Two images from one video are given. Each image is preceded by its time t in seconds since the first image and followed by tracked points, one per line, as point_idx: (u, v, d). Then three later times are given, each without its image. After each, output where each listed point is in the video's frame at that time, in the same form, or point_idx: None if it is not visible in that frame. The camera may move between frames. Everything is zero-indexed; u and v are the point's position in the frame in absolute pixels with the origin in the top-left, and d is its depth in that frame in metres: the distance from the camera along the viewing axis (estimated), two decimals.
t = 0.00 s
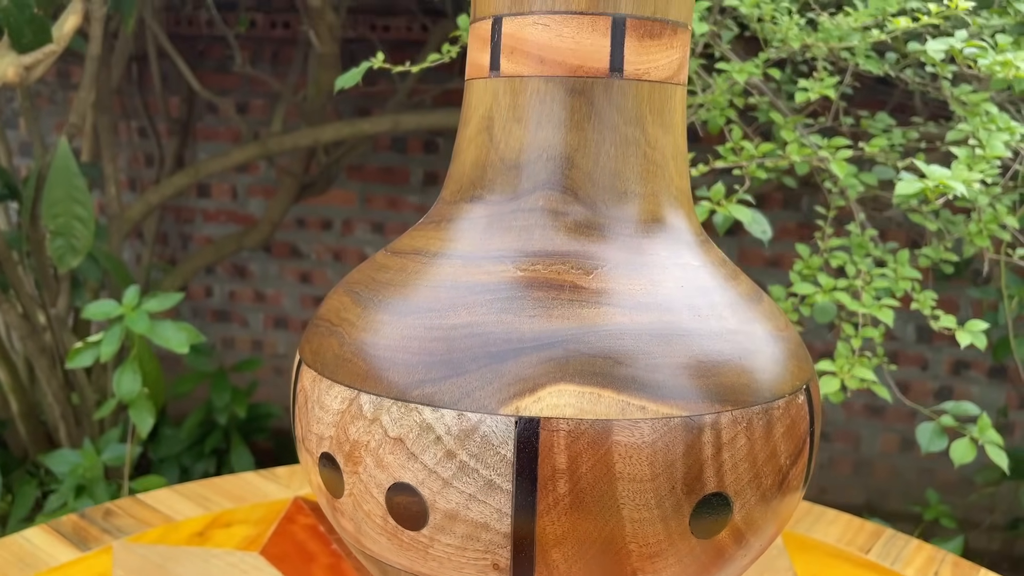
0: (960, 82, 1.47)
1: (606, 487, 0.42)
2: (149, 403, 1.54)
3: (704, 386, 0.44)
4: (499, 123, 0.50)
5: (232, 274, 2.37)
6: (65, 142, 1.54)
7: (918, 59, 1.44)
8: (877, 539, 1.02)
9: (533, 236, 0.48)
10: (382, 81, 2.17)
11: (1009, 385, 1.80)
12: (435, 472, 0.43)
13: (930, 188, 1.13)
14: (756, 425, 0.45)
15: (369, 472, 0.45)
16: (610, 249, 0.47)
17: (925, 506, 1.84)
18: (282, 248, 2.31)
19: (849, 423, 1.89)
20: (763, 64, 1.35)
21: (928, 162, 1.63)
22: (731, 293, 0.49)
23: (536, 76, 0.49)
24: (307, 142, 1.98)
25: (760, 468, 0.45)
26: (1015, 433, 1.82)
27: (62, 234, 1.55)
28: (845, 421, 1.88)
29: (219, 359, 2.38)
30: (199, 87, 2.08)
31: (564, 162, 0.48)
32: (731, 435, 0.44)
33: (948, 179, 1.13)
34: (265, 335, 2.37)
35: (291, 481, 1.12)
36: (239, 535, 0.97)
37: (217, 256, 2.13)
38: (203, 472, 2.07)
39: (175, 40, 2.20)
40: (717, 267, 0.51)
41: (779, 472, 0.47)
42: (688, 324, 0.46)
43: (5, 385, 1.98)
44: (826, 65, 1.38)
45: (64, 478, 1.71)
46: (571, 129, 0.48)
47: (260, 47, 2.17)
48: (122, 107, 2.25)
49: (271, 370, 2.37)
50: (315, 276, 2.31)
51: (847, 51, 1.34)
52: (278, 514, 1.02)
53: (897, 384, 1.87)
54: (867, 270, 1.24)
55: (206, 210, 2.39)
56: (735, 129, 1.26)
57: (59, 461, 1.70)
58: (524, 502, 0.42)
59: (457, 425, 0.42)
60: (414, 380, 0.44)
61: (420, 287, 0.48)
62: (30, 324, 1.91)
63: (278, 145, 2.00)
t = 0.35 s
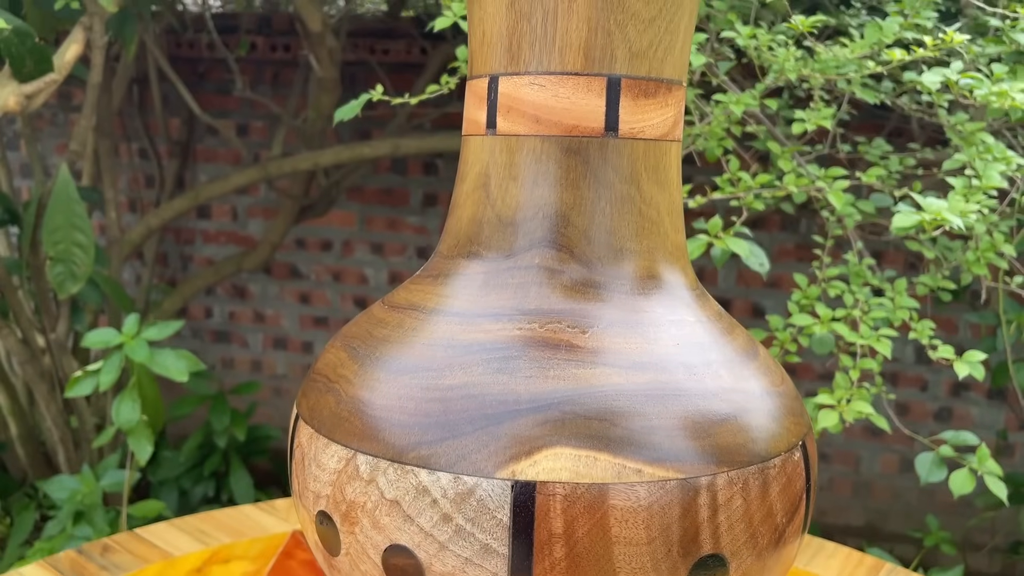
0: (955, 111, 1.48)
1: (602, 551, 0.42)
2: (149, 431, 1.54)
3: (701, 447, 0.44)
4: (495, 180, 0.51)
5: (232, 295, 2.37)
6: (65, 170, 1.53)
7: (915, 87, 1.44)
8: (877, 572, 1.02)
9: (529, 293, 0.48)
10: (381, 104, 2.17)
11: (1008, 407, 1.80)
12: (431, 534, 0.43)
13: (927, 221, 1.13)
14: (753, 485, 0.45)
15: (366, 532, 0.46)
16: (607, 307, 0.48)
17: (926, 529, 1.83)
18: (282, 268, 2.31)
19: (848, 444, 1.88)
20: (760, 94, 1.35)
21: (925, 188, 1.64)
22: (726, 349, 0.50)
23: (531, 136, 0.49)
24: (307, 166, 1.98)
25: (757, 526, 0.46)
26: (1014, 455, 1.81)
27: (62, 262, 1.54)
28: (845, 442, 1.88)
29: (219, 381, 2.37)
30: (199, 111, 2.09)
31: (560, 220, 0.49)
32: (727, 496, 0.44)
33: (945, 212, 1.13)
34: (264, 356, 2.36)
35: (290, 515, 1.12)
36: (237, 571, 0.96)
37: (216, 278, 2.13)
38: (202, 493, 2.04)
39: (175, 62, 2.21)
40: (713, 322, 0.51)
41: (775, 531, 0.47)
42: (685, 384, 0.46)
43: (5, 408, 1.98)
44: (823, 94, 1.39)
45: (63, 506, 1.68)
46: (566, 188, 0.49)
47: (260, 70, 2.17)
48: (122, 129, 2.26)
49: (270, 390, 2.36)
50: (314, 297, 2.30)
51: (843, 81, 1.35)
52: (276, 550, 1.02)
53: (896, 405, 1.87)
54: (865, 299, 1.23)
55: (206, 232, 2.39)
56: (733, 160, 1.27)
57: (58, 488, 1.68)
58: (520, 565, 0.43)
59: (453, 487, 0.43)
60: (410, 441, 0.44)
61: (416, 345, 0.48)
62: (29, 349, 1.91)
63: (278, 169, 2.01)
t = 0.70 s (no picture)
0: (954, 134, 1.48)
1: None
2: (149, 455, 1.53)
3: (702, 494, 0.44)
4: (495, 224, 0.51)
5: (233, 313, 2.36)
6: (67, 192, 1.53)
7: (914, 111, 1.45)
8: None
9: (529, 338, 0.48)
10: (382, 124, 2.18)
11: (1010, 426, 1.79)
12: None
13: (926, 247, 1.14)
14: (753, 530, 0.45)
15: None
16: (606, 352, 0.48)
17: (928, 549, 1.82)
18: (283, 286, 2.30)
19: (850, 463, 1.87)
20: (760, 118, 1.36)
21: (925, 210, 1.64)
22: (726, 391, 0.50)
23: (532, 181, 0.49)
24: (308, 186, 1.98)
25: (757, 573, 0.46)
26: (1016, 473, 1.81)
27: (63, 284, 1.54)
28: (847, 462, 1.87)
29: (219, 399, 2.36)
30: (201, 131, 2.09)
31: (560, 265, 0.49)
32: (728, 543, 0.44)
33: (945, 238, 1.14)
34: (265, 374, 2.36)
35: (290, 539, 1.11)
36: None
37: (217, 297, 2.13)
38: (202, 514, 2.03)
39: (177, 82, 2.22)
40: (713, 364, 0.51)
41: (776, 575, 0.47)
42: (685, 428, 0.46)
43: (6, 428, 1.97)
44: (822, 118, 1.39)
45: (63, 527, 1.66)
46: (566, 233, 0.49)
47: (262, 89, 2.18)
48: (124, 148, 2.27)
49: (271, 408, 2.36)
50: (315, 315, 2.30)
51: (843, 106, 1.35)
52: None
53: (898, 424, 1.86)
54: (866, 323, 1.23)
55: (207, 250, 2.39)
56: (733, 186, 1.27)
57: (58, 509, 1.67)
58: None
59: (453, 536, 0.43)
60: (411, 488, 0.44)
61: (417, 389, 0.48)
62: (30, 370, 1.91)
63: (279, 189, 2.01)
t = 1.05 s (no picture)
0: (954, 154, 1.49)
1: None
2: (150, 475, 1.53)
3: (701, 532, 0.44)
4: (495, 259, 0.51)
5: (234, 328, 2.36)
6: (70, 211, 1.53)
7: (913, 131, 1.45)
8: None
9: (529, 374, 0.48)
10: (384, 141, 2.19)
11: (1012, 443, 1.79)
12: None
13: (926, 269, 1.14)
14: (754, 568, 0.46)
15: None
16: (606, 389, 0.48)
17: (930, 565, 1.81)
18: (284, 302, 2.30)
19: (852, 480, 1.87)
20: (760, 139, 1.37)
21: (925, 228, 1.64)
22: (726, 427, 0.50)
23: (531, 217, 0.50)
24: (310, 203, 1.99)
25: None
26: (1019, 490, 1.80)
27: (65, 303, 1.54)
28: (848, 478, 1.86)
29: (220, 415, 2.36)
30: (203, 148, 2.10)
31: (559, 301, 0.49)
32: None
33: (944, 260, 1.14)
34: (266, 389, 2.36)
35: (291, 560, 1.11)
36: None
37: (219, 313, 2.12)
38: (203, 531, 2.02)
39: (180, 98, 2.22)
40: (713, 398, 0.52)
41: None
42: (684, 465, 0.46)
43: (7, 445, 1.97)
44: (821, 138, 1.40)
45: (63, 547, 1.64)
46: (565, 269, 0.49)
47: (263, 106, 2.19)
48: (127, 164, 2.28)
49: (272, 423, 2.37)
50: (316, 331, 2.30)
51: (843, 127, 1.36)
52: None
53: (899, 440, 1.86)
54: (866, 344, 1.23)
55: (209, 265, 2.39)
56: (733, 207, 1.28)
57: (57, 528, 1.66)
58: None
59: None
60: (410, 527, 0.44)
61: (416, 425, 0.48)
62: (32, 389, 1.90)
63: (281, 206, 2.01)
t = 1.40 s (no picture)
0: (954, 175, 1.49)
1: None
2: (151, 497, 1.53)
3: None
4: (494, 301, 0.51)
5: (236, 343, 2.36)
6: (73, 231, 1.53)
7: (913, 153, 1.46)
8: None
9: (528, 417, 0.48)
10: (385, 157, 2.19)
11: (1014, 459, 1.79)
12: None
13: (926, 294, 1.14)
14: None
15: None
16: (604, 433, 0.48)
17: None
18: (286, 318, 2.30)
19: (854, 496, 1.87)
20: (760, 162, 1.37)
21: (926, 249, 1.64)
22: (725, 469, 0.50)
23: (530, 261, 0.50)
24: (311, 221, 1.99)
25: None
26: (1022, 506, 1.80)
27: (68, 323, 1.54)
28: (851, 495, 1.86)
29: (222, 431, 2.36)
30: (206, 166, 2.10)
31: (559, 345, 0.49)
32: None
33: (944, 285, 1.14)
34: (268, 405, 2.36)
35: None
36: None
37: (221, 328, 2.12)
38: (203, 548, 2.02)
39: (182, 115, 2.23)
40: (711, 440, 0.52)
41: None
42: (684, 510, 0.46)
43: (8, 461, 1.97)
44: (821, 160, 1.40)
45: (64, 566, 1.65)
46: (564, 312, 0.50)
47: (266, 122, 2.19)
48: (129, 180, 2.28)
49: (274, 438, 2.37)
50: (318, 346, 2.30)
51: (843, 149, 1.36)
52: None
53: (902, 457, 1.86)
54: (866, 366, 1.23)
55: (211, 281, 2.39)
56: (733, 230, 1.28)
57: (58, 548, 1.66)
58: None
59: None
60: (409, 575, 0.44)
61: (416, 469, 0.48)
62: (34, 407, 1.90)
63: (283, 224, 2.00)
